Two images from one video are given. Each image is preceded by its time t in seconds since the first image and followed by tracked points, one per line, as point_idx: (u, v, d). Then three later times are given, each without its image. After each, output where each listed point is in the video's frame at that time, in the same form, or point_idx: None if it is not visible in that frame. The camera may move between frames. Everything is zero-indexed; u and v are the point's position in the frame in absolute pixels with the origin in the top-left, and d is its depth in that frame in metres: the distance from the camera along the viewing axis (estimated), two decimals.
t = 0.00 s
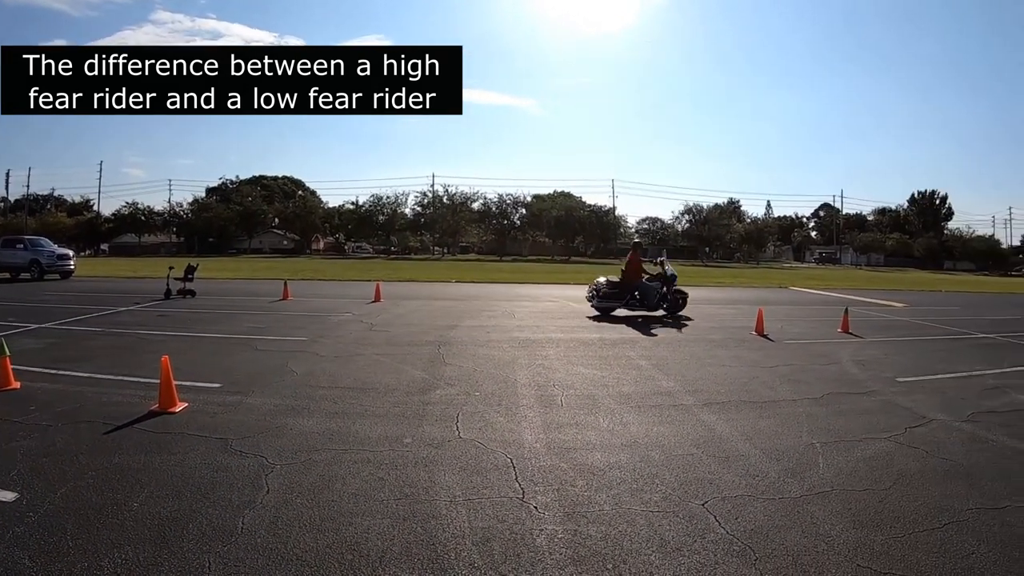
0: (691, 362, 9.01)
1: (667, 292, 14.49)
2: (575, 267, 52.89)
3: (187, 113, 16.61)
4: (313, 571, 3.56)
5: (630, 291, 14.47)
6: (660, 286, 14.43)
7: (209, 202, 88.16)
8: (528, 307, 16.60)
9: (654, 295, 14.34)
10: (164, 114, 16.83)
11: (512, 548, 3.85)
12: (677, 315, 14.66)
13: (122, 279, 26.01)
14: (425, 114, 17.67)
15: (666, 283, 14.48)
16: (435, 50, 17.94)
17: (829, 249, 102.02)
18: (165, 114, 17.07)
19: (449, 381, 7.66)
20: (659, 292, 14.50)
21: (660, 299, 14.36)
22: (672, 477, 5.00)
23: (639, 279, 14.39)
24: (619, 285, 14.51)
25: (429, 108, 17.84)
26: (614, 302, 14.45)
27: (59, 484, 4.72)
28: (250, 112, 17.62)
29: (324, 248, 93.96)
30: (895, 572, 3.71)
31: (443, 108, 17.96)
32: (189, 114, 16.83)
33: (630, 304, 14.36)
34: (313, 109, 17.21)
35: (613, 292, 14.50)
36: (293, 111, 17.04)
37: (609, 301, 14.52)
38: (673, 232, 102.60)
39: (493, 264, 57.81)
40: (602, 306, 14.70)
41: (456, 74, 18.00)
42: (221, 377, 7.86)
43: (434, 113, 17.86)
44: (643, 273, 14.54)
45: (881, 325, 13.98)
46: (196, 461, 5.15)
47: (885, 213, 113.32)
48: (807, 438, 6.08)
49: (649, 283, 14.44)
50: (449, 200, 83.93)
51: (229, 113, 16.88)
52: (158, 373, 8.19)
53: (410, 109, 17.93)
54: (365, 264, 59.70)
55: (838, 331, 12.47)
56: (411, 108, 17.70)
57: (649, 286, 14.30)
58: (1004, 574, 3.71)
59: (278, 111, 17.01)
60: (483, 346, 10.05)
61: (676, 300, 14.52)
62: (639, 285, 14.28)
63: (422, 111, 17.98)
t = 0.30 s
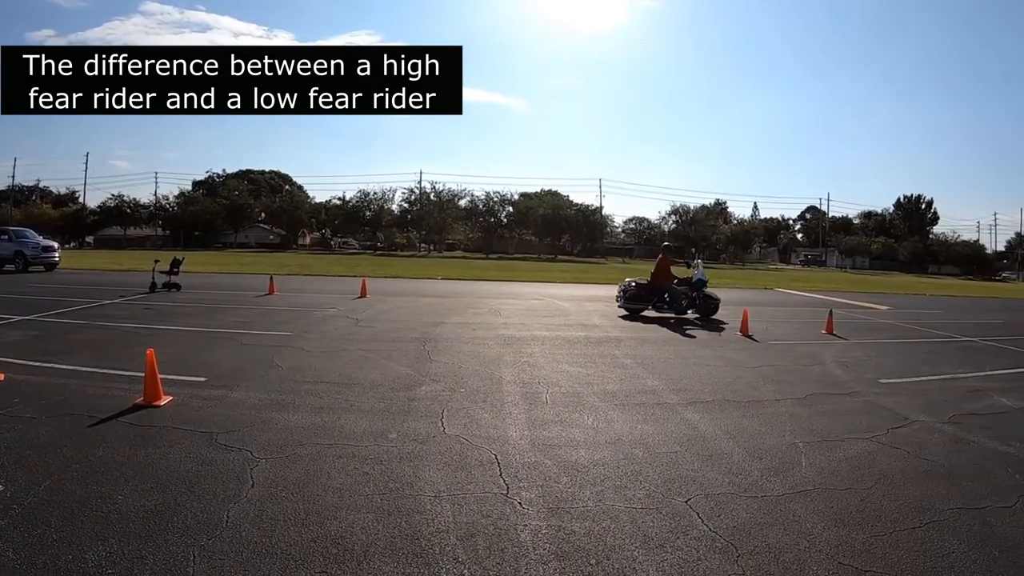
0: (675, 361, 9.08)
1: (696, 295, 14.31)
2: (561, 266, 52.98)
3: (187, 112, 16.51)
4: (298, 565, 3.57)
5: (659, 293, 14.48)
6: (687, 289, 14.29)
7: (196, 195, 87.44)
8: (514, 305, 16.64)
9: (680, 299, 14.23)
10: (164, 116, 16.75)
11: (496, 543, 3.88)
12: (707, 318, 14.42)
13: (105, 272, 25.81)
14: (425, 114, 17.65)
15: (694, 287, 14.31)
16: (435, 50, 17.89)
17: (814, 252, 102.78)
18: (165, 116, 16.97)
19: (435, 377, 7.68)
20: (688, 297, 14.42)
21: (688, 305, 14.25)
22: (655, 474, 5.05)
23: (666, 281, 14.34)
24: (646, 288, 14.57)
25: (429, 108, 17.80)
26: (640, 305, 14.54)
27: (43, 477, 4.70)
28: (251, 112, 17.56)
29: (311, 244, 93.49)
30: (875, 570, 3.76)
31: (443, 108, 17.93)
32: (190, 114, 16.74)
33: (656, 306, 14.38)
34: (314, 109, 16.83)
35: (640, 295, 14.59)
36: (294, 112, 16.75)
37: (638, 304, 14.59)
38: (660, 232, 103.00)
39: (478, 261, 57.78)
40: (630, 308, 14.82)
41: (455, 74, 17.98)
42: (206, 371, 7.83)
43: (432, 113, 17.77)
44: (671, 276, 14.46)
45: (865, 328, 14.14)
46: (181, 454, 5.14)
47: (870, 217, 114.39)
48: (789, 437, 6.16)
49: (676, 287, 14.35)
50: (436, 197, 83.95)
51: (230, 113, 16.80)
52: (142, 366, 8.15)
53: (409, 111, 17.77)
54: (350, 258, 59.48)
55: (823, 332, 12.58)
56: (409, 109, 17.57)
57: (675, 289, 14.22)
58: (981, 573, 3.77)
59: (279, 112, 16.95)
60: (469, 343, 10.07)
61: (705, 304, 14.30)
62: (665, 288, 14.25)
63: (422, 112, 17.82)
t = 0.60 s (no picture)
0: (662, 360, 9.13)
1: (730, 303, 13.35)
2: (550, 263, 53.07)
3: (187, 113, 16.50)
4: (284, 557, 3.57)
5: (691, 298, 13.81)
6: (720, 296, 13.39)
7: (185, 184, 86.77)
8: (503, 301, 16.66)
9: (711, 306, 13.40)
10: (164, 116, 16.67)
11: (482, 538, 3.90)
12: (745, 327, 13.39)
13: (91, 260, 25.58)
14: (425, 114, 17.61)
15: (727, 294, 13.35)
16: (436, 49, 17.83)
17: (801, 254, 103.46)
18: (165, 115, 16.87)
19: (422, 372, 7.68)
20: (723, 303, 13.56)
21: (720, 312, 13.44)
22: (642, 472, 5.08)
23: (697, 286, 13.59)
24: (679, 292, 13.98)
25: (429, 109, 17.76)
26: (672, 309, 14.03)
27: (28, 466, 4.67)
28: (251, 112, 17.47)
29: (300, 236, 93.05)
30: (858, 570, 3.81)
31: (443, 108, 17.89)
32: (190, 114, 16.68)
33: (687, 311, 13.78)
34: (314, 109, 16.77)
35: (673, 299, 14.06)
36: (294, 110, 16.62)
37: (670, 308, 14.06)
38: (649, 231, 103.36)
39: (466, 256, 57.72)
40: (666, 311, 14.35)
41: (453, 71, 17.97)
42: (194, 362, 7.79)
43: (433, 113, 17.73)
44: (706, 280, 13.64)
45: (851, 331, 14.26)
46: (168, 445, 5.12)
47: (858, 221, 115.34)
48: (774, 437, 6.21)
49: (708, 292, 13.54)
50: (427, 191, 83.83)
51: (230, 113, 16.73)
52: (129, 356, 8.10)
53: (410, 111, 17.72)
54: (338, 250, 59.18)
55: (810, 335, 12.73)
56: (410, 109, 17.39)
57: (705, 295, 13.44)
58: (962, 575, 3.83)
59: (279, 112, 16.87)
60: (457, 338, 10.07)
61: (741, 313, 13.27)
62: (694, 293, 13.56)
63: (422, 112, 17.66)
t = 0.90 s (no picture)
0: (651, 359, 9.17)
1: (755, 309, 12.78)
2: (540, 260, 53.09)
3: (186, 113, 16.79)
4: (270, 550, 3.58)
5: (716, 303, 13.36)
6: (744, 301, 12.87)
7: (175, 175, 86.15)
8: (493, 297, 16.68)
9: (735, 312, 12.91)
10: (164, 114, 16.65)
11: (468, 533, 3.92)
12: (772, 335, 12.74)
13: (80, 249, 25.44)
14: (425, 114, 17.62)
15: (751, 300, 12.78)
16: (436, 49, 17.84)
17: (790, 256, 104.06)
18: (163, 112, 16.86)
19: (412, 367, 7.69)
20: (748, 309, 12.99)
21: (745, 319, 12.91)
22: (629, 470, 5.11)
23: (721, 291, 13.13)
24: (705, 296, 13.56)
25: (428, 108, 17.81)
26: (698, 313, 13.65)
27: (15, 455, 4.66)
28: (251, 109, 17.44)
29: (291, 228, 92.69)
30: (842, 571, 3.86)
31: (443, 108, 17.90)
32: (189, 113, 16.97)
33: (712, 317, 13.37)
34: (313, 107, 16.82)
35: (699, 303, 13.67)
36: (292, 109, 16.65)
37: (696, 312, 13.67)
38: (640, 229, 103.54)
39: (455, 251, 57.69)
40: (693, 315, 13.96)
41: (452, 70, 17.99)
42: (183, 353, 7.77)
43: (433, 113, 17.74)
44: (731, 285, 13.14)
45: (840, 333, 14.37)
46: (155, 436, 5.11)
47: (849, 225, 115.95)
48: (760, 437, 6.26)
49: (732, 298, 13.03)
50: (419, 186, 83.71)
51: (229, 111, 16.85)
52: (118, 346, 8.06)
53: (410, 110, 17.83)
54: (328, 242, 58.93)
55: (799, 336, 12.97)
56: (411, 109, 17.59)
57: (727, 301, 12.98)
58: None
59: (279, 111, 16.84)
60: (447, 333, 10.08)
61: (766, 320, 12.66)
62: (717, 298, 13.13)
63: (421, 111, 17.79)
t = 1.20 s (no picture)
0: (645, 352, 9.16)
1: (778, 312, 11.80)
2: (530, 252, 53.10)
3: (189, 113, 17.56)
4: (265, 545, 3.53)
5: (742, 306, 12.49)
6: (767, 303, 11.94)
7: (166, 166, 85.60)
8: (485, 289, 16.65)
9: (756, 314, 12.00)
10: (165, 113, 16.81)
11: (465, 527, 3.88)
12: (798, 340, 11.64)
13: (69, 240, 25.25)
14: (426, 115, 17.66)
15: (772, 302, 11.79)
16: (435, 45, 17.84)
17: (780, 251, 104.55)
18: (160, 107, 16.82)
19: (404, 359, 7.65)
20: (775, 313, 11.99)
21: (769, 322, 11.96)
22: (625, 464, 5.09)
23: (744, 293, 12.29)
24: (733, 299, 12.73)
25: (429, 108, 17.99)
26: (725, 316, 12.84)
27: (3, 449, 4.58)
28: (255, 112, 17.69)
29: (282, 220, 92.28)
30: (840, 565, 3.84)
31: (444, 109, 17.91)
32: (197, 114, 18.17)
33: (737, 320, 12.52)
34: (313, 109, 16.88)
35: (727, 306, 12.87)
36: (292, 111, 16.74)
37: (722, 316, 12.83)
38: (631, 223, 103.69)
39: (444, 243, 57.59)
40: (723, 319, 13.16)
41: (450, 65, 17.97)
42: (173, 345, 7.70)
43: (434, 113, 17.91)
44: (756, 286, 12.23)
45: (832, 328, 14.41)
46: (147, 429, 5.05)
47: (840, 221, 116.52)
48: (755, 431, 6.25)
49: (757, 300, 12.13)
50: (411, 178, 83.51)
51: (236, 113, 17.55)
52: (108, 338, 7.98)
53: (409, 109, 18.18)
54: (317, 233, 58.76)
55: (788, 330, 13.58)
56: (411, 109, 17.96)
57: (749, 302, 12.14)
58: (942, 572, 3.87)
59: (281, 113, 16.87)
60: (439, 326, 10.03)
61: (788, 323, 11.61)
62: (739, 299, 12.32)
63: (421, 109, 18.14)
